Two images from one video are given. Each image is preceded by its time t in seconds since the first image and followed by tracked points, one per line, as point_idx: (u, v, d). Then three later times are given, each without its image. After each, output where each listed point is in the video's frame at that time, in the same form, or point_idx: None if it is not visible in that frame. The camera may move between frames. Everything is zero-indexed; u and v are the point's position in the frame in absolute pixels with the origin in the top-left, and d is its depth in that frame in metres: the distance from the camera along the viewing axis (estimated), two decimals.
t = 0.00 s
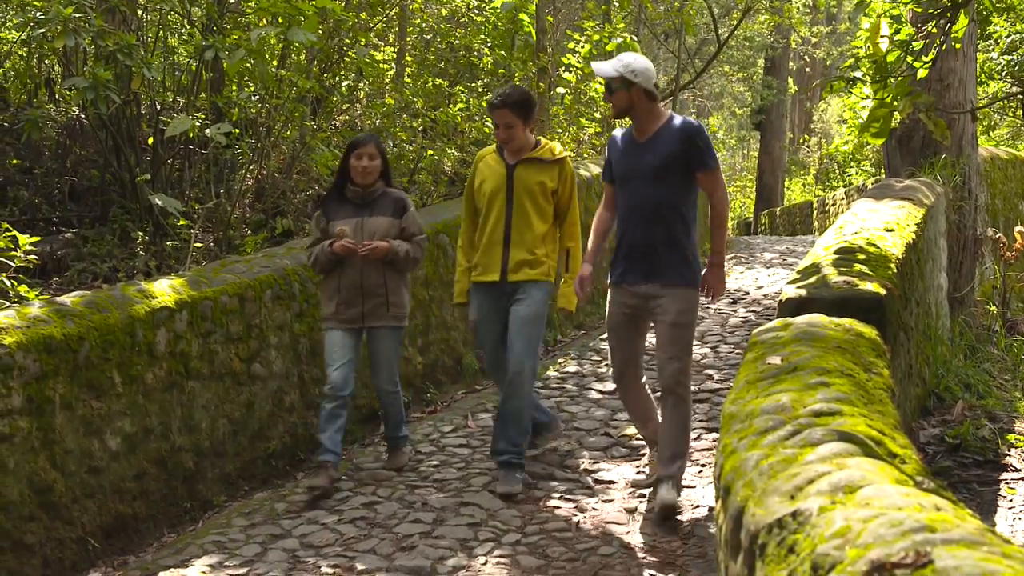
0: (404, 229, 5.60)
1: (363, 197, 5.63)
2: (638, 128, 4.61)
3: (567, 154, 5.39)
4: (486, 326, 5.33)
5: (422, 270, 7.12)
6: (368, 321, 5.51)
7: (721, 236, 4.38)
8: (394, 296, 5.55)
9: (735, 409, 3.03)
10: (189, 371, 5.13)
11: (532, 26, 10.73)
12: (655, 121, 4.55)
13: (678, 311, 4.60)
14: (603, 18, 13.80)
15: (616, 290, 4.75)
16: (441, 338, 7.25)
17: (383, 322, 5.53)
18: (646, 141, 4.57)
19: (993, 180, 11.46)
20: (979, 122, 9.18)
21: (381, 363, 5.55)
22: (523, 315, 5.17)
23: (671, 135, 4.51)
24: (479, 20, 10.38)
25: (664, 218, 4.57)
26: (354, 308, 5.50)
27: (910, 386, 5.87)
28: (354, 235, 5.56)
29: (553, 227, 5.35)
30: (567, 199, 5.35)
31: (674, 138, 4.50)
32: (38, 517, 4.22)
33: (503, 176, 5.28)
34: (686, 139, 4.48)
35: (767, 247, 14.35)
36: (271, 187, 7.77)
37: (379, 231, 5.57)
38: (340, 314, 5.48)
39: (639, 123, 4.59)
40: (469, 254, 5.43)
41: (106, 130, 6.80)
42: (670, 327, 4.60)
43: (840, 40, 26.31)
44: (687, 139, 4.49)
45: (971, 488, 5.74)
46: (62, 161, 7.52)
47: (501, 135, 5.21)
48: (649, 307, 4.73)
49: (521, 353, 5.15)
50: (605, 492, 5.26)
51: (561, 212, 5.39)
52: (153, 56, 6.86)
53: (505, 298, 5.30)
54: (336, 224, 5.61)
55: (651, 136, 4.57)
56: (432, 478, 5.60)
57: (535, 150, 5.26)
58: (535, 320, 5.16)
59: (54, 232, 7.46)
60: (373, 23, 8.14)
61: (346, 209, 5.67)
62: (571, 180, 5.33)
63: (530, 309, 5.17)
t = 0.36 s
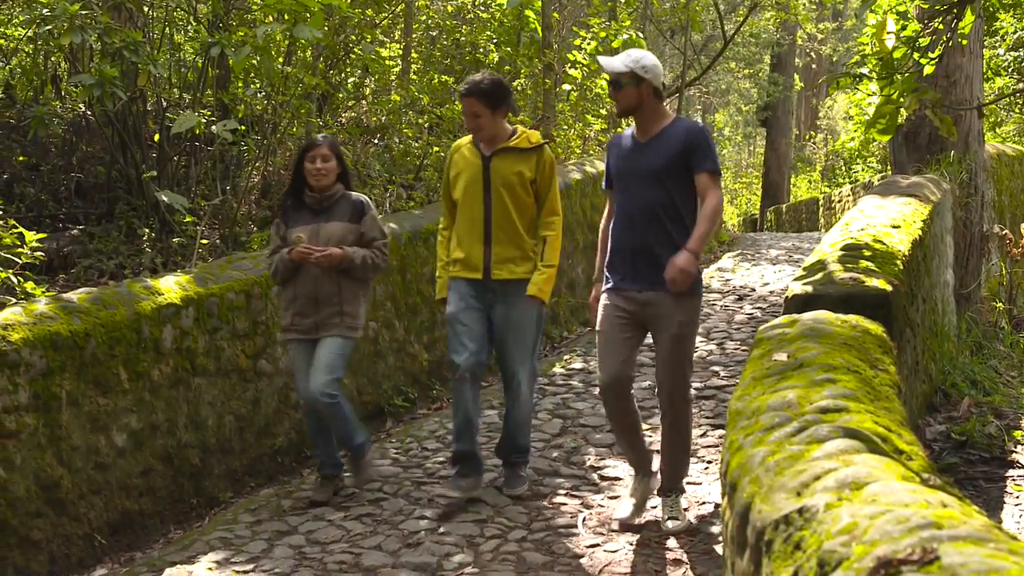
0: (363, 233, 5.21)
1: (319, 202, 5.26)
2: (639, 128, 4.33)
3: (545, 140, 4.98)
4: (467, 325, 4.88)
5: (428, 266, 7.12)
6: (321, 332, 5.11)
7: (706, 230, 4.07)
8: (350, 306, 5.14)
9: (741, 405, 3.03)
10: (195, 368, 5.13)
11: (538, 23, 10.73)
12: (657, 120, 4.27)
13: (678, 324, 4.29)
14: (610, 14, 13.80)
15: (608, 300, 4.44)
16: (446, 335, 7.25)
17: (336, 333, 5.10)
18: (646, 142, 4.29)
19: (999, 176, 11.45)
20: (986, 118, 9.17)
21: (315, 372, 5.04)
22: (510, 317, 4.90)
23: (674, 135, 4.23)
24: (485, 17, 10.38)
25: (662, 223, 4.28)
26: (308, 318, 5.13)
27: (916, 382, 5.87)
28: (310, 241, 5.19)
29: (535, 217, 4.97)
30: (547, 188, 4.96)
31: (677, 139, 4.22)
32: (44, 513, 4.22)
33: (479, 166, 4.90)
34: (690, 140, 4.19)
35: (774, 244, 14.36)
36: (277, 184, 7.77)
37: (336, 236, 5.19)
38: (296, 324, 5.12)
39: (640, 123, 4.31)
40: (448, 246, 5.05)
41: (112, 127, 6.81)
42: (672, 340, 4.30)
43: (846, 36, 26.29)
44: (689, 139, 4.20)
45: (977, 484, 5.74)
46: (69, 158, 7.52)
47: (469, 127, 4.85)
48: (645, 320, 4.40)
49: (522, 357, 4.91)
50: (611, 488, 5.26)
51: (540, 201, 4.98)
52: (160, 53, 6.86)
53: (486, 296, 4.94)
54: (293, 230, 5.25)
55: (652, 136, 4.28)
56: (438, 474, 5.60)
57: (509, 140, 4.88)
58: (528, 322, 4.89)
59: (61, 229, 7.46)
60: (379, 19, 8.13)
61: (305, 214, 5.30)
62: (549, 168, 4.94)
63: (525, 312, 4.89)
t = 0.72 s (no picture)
0: (317, 252, 4.76)
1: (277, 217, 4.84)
2: (613, 149, 3.97)
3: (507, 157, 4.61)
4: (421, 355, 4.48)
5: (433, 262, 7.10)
6: (264, 357, 4.65)
7: (695, 262, 3.88)
8: (297, 331, 4.67)
9: (747, 402, 3.03)
10: (200, 364, 5.13)
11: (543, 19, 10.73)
12: (634, 143, 3.93)
13: (668, 356, 4.03)
14: (615, 10, 13.80)
15: (583, 332, 4.06)
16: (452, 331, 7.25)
17: (280, 358, 4.63)
18: (624, 165, 3.94)
19: (1005, 172, 11.44)
20: (991, 114, 9.15)
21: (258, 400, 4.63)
22: (466, 340, 4.43)
23: (653, 158, 3.90)
24: (490, 13, 10.38)
25: (648, 250, 3.93)
26: (252, 339, 4.67)
27: (921, 378, 5.87)
28: (261, 258, 4.76)
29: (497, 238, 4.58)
30: (512, 204, 4.56)
31: (659, 162, 3.89)
32: (50, 509, 4.23)
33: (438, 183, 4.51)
34: (671, 164, 3.88)
35: (779, 240, 14.36)
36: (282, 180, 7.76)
37: (289, 254, 4.75)
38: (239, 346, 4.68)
39: (613, 144, 3.96)
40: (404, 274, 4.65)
41: (118, 124, 6.82)
42: (668, 373, 4.04)
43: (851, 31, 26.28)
44: (671, 162, 3.90)
45: (983, 481, 5.74)
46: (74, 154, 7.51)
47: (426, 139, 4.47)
48: (625, 351, 4.06)
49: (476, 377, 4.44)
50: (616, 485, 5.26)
51: (503, 222, 4.59)
52: (164, 49, 6.86)
53: (441, 323, 4.51)
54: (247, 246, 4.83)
55: (629, 159, 3.93)
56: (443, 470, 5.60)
57: (471, 153, 4.50)
58: (485, 345, 4.44)
59: (66, 225, 7.46)
60: (385, 15, 8.14)
61: (264, 230, 4.87)
62: (514, 185, 4.55)
63: (479, 336, 4.44)
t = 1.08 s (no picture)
0: (281, 255, 4.41)
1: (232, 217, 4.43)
2: (595, 135, 3.66)
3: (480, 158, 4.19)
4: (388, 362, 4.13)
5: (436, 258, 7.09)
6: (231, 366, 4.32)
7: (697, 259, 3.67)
8: (266, 338, 4.35)
9: (750, 397, 3.03)
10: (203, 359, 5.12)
11: (545, 14, 10.72)
12: (620, 129, 3.62)
13: (638, 355, 3.63)
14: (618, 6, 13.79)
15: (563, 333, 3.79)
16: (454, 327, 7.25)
17: (250, 367, 4.32)
18: (608, 153, 3.62)
19: (1008, 168, 11.43)
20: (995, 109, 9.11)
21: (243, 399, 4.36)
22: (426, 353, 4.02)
23: (640, 146, 3.59)
24: (493, 9, 10.37)
25: (631, 245, 3.62)
26: (216, 349, 4.31)
27: (925, 375, 5.86)
28: (221, 263, 4.38)
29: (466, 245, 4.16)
30: (483, 210, 4.15)
31: (647, 150, 3.58)
32: (53, 504, 4.23)
33: (405, 184, 4.09)
34: (660, 152, 3.57)
35: (781, 236, 14.35)
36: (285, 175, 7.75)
37: (253, 257, 4.38)
38: (201, 355, 4.31)
39: (597, 130, 3.65)
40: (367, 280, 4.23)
41: (120, 120, 6.82)
42: (633, 377, 3.62)
43: (853, 27, 26.26)
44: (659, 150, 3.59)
45: (986, 476, 5.74)
46: (77, 149, 7.49)
47: (394, 135, 4.08)
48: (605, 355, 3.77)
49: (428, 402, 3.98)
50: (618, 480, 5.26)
51: (473, 227, 4.16)
52: (167, 44, 6.86)
53: (407, 334, 4.10)
54: (201, 248, 4.42)
55: (613, 146, 3.62)
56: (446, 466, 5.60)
57: (440, 154, 4.10)
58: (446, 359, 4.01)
59: (69, 221, 7.45)
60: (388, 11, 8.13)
61: (215, 230, 4.45)
62: (486, 190, 4.14)
63: (438, 352, 4.01)
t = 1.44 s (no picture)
0: (234, 271, 3.99)
1: (180, 230, 3.98)
2: (589, 142, 3.39)
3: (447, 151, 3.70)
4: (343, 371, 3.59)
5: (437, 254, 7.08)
6: (180, 390, 3.85)
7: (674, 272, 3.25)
8: (217, 359, 3.90)
9: (751, 393, 3.03)
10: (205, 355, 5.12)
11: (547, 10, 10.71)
12: (613, 136, 3.35)
13: (630, 375, 3.35)
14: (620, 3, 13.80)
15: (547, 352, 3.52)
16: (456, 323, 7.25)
17: (200, 389, 3.84)
18: (597, 161, 3.35)
19: (1010, 164, 11.43)
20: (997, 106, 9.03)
21: (177, 436, 3.78)
22: (400, 363, 3.59)
23: (631, 154, 3.30)
24: (494, 5, 10.37)
25: (615, 261, 3.33)
26: (165, 370, 3.86)
27: (926, 371, 5.86)
28: (170, 279, 3.92)
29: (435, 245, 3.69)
30: (450, 205, 3.65)
31: (637, 158, 3.28)
32: (54, 500, 4.23)
33: (366, 182, 3.61)
34: (651, 160, 3.27)
35: (783, 232, 14.36)
36: (287, 172, 7.75)
37: (204, 272, 3.94)
38: (149, 378, 3.85)
39: (591, 137, 3.38)
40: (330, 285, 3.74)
41: (122, 116, 6.82)
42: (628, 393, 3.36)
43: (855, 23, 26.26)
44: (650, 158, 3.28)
45: (987, 472, 5.74)
46: (78, 146, 7.49)
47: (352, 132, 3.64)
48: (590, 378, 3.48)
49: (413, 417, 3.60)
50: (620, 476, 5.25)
51: (441, 226, 3.68)
52: (168, 41, 6.86)
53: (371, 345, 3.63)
54: (146, 264, 3.96)
55: (603, 155, 3.35)
56: (447, 462, 5.61)
57: (405, 149, 3.63)
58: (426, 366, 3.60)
59: (71, 217, 7.45)
60: (389, 7, 8.13)
61: (161, 244, 4.00)
62: (454, 183, 3.65)
63: (417, 361, 3.59)
